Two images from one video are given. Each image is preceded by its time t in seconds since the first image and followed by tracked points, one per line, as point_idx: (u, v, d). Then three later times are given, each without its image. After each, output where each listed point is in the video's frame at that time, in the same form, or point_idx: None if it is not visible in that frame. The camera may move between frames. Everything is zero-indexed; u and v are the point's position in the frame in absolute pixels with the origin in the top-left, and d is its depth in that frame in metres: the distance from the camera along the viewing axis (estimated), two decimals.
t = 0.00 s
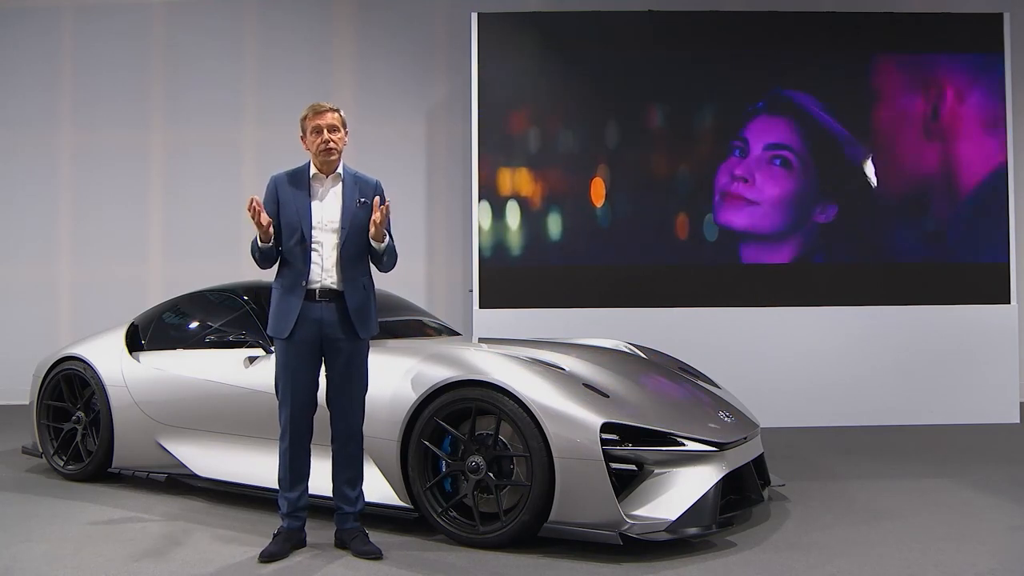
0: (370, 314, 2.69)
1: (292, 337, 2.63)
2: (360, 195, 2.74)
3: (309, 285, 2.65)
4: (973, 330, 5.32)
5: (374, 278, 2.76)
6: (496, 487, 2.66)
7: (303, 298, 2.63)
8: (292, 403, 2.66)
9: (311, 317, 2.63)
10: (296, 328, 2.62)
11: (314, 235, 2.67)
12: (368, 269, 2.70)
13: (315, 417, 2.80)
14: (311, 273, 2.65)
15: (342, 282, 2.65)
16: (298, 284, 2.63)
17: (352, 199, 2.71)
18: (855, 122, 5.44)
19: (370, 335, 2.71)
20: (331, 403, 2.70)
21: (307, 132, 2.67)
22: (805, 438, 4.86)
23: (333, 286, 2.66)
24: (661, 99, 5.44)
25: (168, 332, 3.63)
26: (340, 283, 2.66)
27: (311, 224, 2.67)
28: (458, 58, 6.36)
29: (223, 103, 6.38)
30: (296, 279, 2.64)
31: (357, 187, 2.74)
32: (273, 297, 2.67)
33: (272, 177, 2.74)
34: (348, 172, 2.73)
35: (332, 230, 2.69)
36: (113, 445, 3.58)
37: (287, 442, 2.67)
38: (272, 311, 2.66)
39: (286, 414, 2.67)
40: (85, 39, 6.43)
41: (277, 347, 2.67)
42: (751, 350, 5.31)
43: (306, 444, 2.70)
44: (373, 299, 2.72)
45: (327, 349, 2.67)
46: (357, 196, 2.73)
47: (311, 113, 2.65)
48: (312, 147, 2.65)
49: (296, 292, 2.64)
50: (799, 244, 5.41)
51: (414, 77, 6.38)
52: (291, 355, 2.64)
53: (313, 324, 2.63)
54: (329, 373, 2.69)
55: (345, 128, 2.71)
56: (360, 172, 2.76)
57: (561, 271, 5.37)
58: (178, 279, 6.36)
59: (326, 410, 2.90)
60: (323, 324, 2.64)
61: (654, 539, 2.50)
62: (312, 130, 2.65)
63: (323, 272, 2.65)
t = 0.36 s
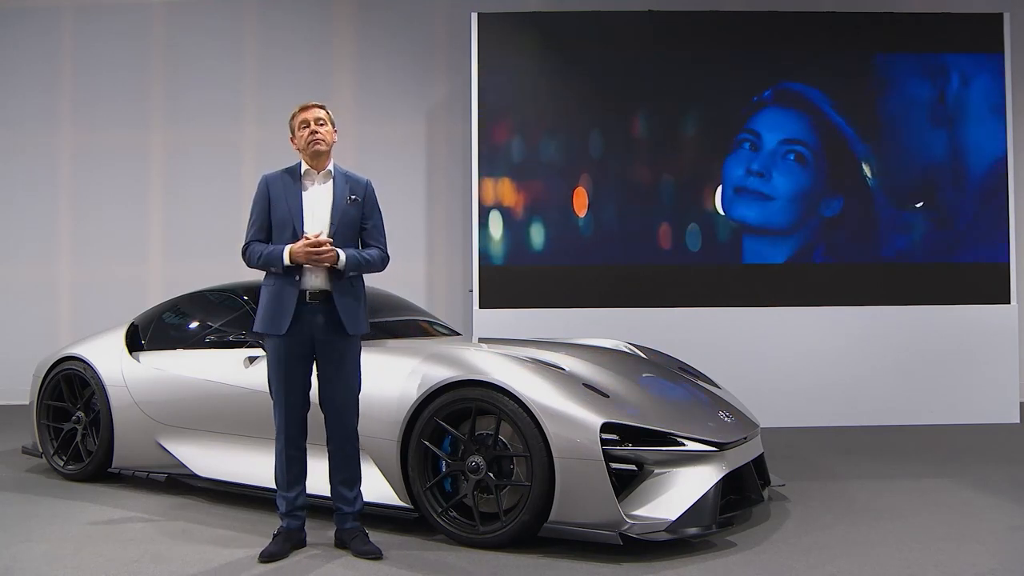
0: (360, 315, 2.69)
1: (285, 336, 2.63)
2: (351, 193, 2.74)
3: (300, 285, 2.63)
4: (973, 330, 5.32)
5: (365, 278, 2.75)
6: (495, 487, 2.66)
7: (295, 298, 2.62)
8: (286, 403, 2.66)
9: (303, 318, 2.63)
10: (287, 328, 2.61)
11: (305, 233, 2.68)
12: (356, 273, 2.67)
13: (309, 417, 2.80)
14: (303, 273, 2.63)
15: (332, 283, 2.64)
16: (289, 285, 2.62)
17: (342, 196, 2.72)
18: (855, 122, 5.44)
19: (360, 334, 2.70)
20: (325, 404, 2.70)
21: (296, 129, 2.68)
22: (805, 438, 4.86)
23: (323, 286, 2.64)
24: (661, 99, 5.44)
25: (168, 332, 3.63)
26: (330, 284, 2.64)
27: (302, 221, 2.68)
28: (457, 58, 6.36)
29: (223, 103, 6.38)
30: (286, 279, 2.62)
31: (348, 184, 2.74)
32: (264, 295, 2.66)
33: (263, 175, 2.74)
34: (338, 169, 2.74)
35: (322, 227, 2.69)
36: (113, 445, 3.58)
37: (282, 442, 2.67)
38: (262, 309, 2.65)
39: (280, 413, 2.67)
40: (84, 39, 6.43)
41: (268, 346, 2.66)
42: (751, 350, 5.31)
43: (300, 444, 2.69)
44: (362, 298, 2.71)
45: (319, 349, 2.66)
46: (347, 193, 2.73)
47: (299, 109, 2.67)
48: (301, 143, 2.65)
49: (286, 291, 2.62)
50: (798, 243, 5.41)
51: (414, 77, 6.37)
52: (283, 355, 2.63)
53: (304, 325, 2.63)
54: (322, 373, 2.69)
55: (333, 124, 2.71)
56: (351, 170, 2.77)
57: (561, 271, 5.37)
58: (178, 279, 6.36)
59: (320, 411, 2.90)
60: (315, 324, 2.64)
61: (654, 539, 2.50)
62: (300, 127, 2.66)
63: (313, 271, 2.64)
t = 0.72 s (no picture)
0: (353, 315, 2.70)
1: (280, 336, 2.62)
2: (344, 194, 2.74)
3: (294, 285, 2.63)
4: (973, 330, 5.32)
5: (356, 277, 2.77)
6: (495, 487, 2.66)
7: (289, 297, 2.62)
8: (282, 403, 2.66)
9: (297, 317, 2.63)
10: (282, 328, 2.61)
11: (299, 234, 2.68)
12: (348, 274, 2.68)
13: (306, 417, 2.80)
14: (296, 273, 2.63)
15: (326, 283, 2.64)
16: (284, 285, 2.62)
17: (335, 197, 2.71)
18: (855, 122, 5.44)
19: (354, 334, 2.71)
20: (322, 404, 2.69)
21: (288, 132, 2.68)
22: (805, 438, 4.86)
23: (317, 286, 2.64)
24: (662, 99, 5.43)
25: (168, 332, 3.63)
26: (323, 283, 2.64)
27: (296, 221, 2.68)
28: (458, 59, 6.36)
29: (223, 103, 6.38)
30: (280, 278, 2.62)
31: (341, 186, 2.74)
32: (257, 294, 2.65)
33: (256, 177, 2.73)
34: (332, 171, 2.74)
35: (316, 228, 2.69)
36: (113, 445, 3.58)
37: (279, 442, 2.67)
38: (255, 309, 2.64)
39: (277, 413, 2.67)
40: (84, 39, 6.43)
41: (264, 346, 2.66)
42: (751, 350, 5.31)
43: (298, 444, 2.69)
44: (354, 297, 2.72)
45: (314, 349, 2.66)
46: (340, 194, 2.73)
47: (292, 112, 2.67)
48: (294, 145, 2.65)
49: (281, 291, 2.62)
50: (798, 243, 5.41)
51: (414, 77, 6.38)
52: (278, 355, 2.63)
53: (299, 324, 2.63)
54: (318, 373, 2.68)
55: (326, 127, 2.71)
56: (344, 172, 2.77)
57: (561, 271, 5.37)
58: (178, 279, 6.36)
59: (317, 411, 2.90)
60: (310, 324, 2.64)
61: (654, 539, 2.50)
62: (293, 129, 2.66)
63: (308, 271, 2.64)
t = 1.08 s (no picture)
0: (353, 314, 2.70)
1: (282, 337, 2.62)
2: (342, 194, 2.74)
3: (294, 285, 2.63)
4: (974, 330, 5.32)
5: (354, 276, 2.77)
6: (495, 487, 2.66)
7: (290, 298, 2.62)
8: (282, 403, 2.66)
9: (298, 317, 2.63)
10: (283, 328, 2.61)
11: (299, 235, 2.68)
12: (348, 274, 2.69)
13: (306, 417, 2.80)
14: (297, 273, 2.63)
15: (327, 283, 2.64)
16: (285, 286, 2.61)
17: (334, 196, 2.72)
18: (855, 122, 5.44)
19: (353, 333, 2.71)
20: (322, 404, 2.69)
21: (284, 134, 2.67)
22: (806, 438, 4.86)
23: (317, 287, 2.64)
24: (661, 98, 5.43)
25: (168, 332, 3.63)
26: (323, 283, 2.65)
27: (295, 221, 2.68)
28: (458, 58, 6.36)
29: (223, 103, 6.38)
30: (281, 279, 2.62)
31: (339, 185, 2.75)
32: (257, 295, 2.64)
33: (253, 179, 2.73)
34: (329, 171, 2.74)
35: (315, 228, 2.70)
36: (113, 445, 3.58)
37: (279, 442, 2.66)
38: (256, 309, 2.64)
39: (278, 414, 2.67)
40: (84, 39, 6.42)
41: (265, 347, 2.65)
42: (750, 350, 5.31)
43: (298, 444, 2.69)
44: (354, 297, 2.73)
45: (315, 350, 2.66)
46: (339, 194, 2.74)
47: (287, 114, 2.66)
48: (291, 148, 2.65)
49: (282, 291, 2.62)
50: (798, 243, 5.41)
51: (414, 76, 6.38)
52: (279, 355, 2.63)
53: (300, 325, 2.63)
54: (318, 373, 2.69)
55: (322, 127, 2.72)
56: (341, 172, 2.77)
57: (561, 271, 5.37)
58: (178, 279, 6.36)
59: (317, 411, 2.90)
60: (311, 324, 2.64)
61: (654, 539, 2.50)
62: (290, 132, 2.65)
63: (308, 271, 2.64)
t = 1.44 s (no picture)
0: (355, 315, 2.71)
1: (285, 337, 2.62)
2: (343, 194, 2.74)
3: (297, 287, 2.63)
4: (974, 330, 5.32)
5: (356, 276, 2.77)
6: (496, 487, 2.66)
7: (292, 299, 2.62)
8: (284, 403, 2.66)
9: (301, 318, 2.63)
10: (286, 329, 2.61)
11: (300, 236, 2.68)
12: (349, 275, 2.69)
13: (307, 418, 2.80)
14: (300, 276, 2.63)
15: (329, 283, 2.65)
16: (287, 287, 2.61)
17: (334, 196, 2.72)
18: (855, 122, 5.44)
19: (355, 333, 2.72)
20: (323, 405, 2.69)
21: (285, 134, 2.66)
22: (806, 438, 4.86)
23: (320, 288, 2.65)
24: (662, 98, 5.43)
25: (168, 332, 3.63)
26: (326, 284, 2.65)
27: (296, 222, 2.67)
28: (458, 59, 6.36)
29: (223, 104, 6.38)
30: (283, 279, 2.62)
31: (339, 185, 2.74)
32: (259, 296, 2.64)
33: (252, 180, 2.73)
34: (329, 171, 2.74)
35: (315, 229, 2.70)
36: (113, 445, 3.58)
37: (280, 443, 2.66)
38: (259, 310, 2.63)
39: (280, 415, 2.67)
40: (84, 39, 6.42)
41: (267, 348, 2.65)
42: (751, 350, 5.30)
43: (299, 445, 2.69)
44: (355, 297, 2.73)
45: (317, 351, 2.66)
46: (339, 195, 2.73)
47: (290, 114, 2.65)
48: (293, 149, 2.65)
49: (284, 291, 2.62)
50: (798, 242, 5.41)
51: (414, 77, 6.38)
52: (281, 355, 2.63)
53: (303, 326, 2.63)
54: (320, 374, 2.69)
55: (324, 128, 2.72)
56: (341, 171, 2.77)
57: (561, 270, 5.36)
58: (178, 279, 6.36)
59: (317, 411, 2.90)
60: (313, 324, 2.64)
61: (654, 539, 2.50)
62: (292, 133, 2.65)
63: (311, 272, 2.64)
